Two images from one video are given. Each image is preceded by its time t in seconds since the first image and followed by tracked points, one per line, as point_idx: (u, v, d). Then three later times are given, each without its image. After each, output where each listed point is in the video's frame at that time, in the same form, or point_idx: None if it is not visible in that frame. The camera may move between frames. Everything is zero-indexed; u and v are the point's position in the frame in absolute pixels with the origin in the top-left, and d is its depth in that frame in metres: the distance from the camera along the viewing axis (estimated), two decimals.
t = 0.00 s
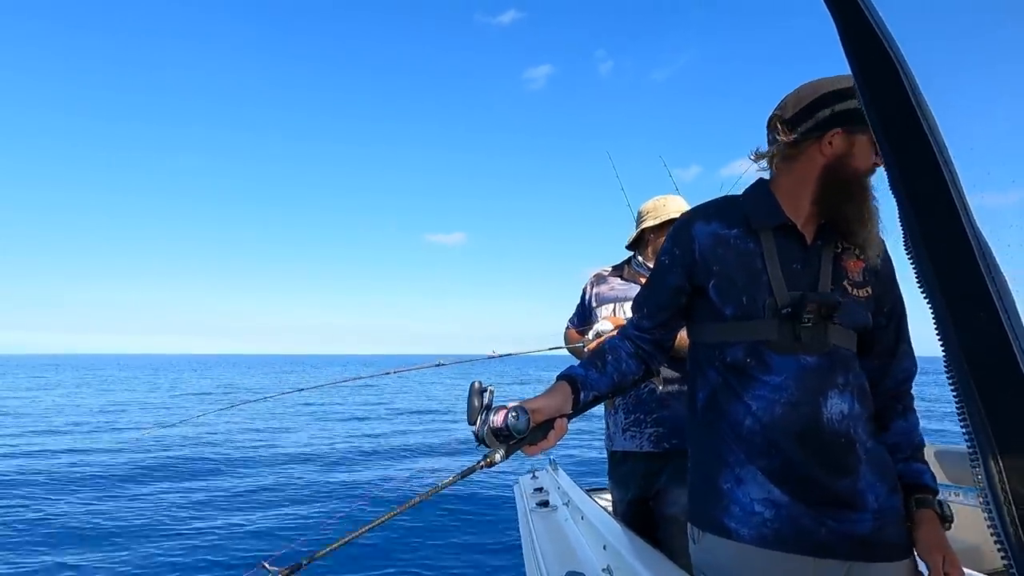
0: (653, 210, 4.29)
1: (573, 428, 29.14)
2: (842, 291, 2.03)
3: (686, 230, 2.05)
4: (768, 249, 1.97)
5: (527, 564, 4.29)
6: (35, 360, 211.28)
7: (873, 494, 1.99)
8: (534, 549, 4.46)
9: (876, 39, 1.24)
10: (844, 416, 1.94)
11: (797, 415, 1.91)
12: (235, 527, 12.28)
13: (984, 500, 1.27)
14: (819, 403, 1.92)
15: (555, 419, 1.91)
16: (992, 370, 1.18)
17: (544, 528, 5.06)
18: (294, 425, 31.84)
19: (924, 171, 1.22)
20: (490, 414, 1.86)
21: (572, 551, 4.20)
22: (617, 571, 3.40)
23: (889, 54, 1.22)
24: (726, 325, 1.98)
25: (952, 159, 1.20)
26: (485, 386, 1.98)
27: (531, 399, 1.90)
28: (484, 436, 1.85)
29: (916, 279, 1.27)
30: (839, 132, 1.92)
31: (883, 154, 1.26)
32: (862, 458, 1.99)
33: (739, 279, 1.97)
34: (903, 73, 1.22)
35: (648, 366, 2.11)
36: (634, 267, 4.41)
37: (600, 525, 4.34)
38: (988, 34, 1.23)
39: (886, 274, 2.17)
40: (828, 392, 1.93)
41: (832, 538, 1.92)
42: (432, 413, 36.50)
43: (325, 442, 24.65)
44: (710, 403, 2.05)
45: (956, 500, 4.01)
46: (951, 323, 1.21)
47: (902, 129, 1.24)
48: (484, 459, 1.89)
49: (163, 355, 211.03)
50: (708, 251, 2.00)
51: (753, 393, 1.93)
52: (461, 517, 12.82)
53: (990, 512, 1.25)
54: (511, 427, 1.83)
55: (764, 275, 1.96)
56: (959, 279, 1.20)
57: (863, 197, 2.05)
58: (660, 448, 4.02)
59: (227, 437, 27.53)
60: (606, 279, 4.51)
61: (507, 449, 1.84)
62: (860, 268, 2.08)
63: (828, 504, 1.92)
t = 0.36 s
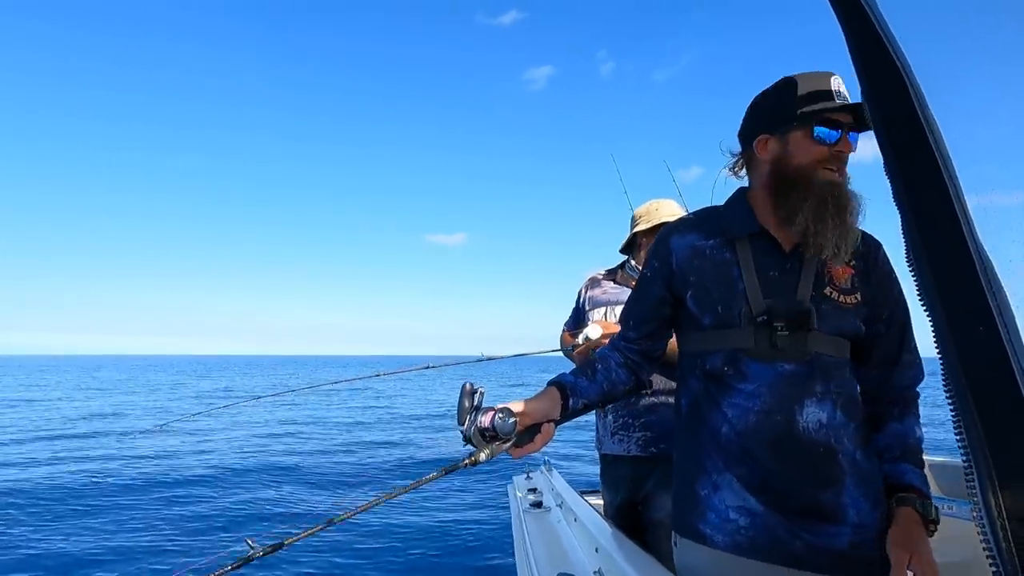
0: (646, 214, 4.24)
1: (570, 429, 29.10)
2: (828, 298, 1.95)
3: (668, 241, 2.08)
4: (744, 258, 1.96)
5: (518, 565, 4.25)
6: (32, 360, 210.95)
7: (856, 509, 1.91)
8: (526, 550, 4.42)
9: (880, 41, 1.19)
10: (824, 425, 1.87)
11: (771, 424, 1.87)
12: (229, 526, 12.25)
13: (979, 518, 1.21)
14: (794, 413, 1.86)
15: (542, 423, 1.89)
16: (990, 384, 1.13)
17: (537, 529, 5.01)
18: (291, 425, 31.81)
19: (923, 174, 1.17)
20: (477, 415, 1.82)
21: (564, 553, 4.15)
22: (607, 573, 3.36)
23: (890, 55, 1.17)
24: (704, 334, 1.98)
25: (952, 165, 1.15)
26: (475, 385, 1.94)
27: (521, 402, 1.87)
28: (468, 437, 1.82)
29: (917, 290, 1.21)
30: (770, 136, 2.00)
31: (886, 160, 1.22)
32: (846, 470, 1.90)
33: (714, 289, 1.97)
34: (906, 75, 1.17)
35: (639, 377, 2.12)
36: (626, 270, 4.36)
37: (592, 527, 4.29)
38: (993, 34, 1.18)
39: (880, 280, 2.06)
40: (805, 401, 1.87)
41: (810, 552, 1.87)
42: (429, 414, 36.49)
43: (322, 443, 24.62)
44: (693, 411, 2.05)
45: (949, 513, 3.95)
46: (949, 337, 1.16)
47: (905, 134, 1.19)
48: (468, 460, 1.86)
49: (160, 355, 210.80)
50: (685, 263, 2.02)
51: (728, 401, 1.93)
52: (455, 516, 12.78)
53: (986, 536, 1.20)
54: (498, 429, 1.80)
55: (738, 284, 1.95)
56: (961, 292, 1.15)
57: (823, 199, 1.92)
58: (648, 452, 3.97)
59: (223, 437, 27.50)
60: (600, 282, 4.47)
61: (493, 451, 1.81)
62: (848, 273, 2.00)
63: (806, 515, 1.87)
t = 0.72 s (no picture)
0: (652, 214, 4.25)
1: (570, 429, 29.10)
2: (794, 295, 1.98)
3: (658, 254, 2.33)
4: (712, 265, 2.12)
5: (519, 566, 4.25)
6: (32, 360, 210.97)
7: (824, 504, 1.96)
8: (527, 549, 4.41)
9: (880, 39, 1.19)
10: (783, 423, 1.97)
11: (731, 421, 2.04)
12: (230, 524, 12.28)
13: (980, 519, 1.21)
14: (750, 411, 2.01)
15: (560, 407, 2.22)
16: (990, 385, 1.14)
17: (537, 529, 5.02)
18: (291, 425, 31.82)
19: (918, 176, 1.18)
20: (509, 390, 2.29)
21: (564, 553, 4.15)
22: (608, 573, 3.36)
23: (888, 54, 1.18)
24: (682, 337, 2.18)
25: (953, 165, 1.15)
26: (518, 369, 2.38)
27: (549, 384, 2.25)
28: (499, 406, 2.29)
29: (917, 289, 1.21)
30: (736, 141, 2.19)
31: (886, 160, 1.22)
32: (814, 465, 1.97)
33: (687, 296, 2.17)
34: (907, 75, 1.18)
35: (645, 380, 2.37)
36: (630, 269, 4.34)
37: (592, 527, 4.29)
38: (990, 31, 1.19)
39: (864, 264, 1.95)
40: (763, 400, 1.99)
41: (777, 543, 1.98)
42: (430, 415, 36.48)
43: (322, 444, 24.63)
44: (680, 409, 2.27)
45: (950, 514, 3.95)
46: (950, 338, 1.16)
47: (904, 134, 1.19)
48: (492, 420, 2.33)
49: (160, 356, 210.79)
50: (664, 274, 2.24)
51: (696, 399, 2.13)
52: (455, 517, 12.79)
53: (987, 538, 1.20)
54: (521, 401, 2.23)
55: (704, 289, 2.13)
56: (962, 291, 1.15)
57: (785, 197, 2.03)
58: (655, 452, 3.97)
59: (224, 437, 27.50)
60: (607, 282, 4.46)
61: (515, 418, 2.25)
62: (823, 268, 1.99)
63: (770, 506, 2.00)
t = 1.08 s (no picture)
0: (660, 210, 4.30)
1: (573, 428, 29.13)
2: (789, 286, 2.00)
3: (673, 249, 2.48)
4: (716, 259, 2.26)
5: (526, 565, 4.27)
6: (35, 358, 211.30)
7: (816, 496, 2.01)
8: (534, 549, 4.44)
9: (874, 31, 1.25)
10: (777, 416, 2.06)
11: (727, 412, 2.16)
12: (234, 524, 12.34)
13: (985, 501, 1.26)
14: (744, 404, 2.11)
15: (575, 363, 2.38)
16: (992, 372, 1.19)
17: (543, 528, 5.04)
18: (294, 425, 31.83)
19: (913, 164, 1.23)
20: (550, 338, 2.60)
21: (572, 552, 4.18)
22: (617, 571, 3.39)
23: (883, 47, 1.24)
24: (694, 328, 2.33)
25: (951, 157, 1.21)
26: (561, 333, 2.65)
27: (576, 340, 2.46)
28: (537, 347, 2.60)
29: (916, 278, 1.26)
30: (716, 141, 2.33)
31: (882, 153, 1.27)
32: (809, 456, 2.02)
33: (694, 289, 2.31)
34: (902, 67, 1.24)
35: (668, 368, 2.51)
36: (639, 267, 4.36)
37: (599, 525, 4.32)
38: (985, 29, 1.24)
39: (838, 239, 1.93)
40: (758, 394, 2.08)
41: (772, 532, 2.06)
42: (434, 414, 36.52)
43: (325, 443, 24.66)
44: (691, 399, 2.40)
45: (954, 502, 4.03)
46: (951, 325, 1.21)
47: (900, 124, 1.25)
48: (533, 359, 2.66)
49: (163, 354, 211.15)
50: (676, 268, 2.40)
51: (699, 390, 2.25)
52: (460, 516, 12.83)
53: (992, 519, 1.24)
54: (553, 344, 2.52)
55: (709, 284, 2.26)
56: (961, 279, 1.20)
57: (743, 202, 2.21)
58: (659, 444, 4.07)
59: (227, 436, 27.53)
60: (620, 279, 4.51)
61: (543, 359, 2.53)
62: (812, 249, 1.99)
63: (766, 496, 2.08)
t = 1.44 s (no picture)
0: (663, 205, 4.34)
1: (575, 426, 29.09)
2: (802, 277, 2.02)
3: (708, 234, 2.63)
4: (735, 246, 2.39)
5: (530, 565, 4.29)
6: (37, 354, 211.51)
7: (825, 506, 2.03)
8: (538, 549, 4.46)
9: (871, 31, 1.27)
10: (789, 419, 2.10)
11: (747, 411, 2.26)
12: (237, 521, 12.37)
13: (987, 494, 1.28)
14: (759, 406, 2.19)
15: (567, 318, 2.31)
16: (993, 365, 1.20)
17: (547, 528, 5.06)
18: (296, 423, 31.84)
19: (911, 161, 1.25)
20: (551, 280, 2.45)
21: (575, 551, 4.20)
22: (620, 571, 3.41)
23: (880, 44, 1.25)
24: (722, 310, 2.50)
25: (949, 152, 1.23)
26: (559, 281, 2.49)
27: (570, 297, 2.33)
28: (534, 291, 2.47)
29: (919, 273, 1.27)
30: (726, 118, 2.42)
31: (881, 149, 1.29)
32: (827, 464, 2.02)
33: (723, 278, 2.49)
34: (899, 64, 1.26)
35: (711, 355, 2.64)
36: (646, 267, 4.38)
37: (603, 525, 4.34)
38: (986, 29, 1.27)
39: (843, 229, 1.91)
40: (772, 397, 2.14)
41: (786, 538, 2.13)
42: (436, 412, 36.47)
43: (327, 441, 24.66)
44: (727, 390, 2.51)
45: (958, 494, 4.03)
46: (951, 317, 1.23)
47: (898, 120, 1.26)
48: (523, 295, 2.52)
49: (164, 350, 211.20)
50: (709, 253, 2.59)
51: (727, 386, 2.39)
52: (462, 515, 12.84)
53: (995, 509, 1.26)
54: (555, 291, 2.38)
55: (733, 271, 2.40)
56: (961, 273, 1.21)
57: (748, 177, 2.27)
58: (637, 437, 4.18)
59: (229, 433, 27.56)
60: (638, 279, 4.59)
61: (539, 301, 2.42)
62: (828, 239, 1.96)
63: (783, 503, 2.14)
